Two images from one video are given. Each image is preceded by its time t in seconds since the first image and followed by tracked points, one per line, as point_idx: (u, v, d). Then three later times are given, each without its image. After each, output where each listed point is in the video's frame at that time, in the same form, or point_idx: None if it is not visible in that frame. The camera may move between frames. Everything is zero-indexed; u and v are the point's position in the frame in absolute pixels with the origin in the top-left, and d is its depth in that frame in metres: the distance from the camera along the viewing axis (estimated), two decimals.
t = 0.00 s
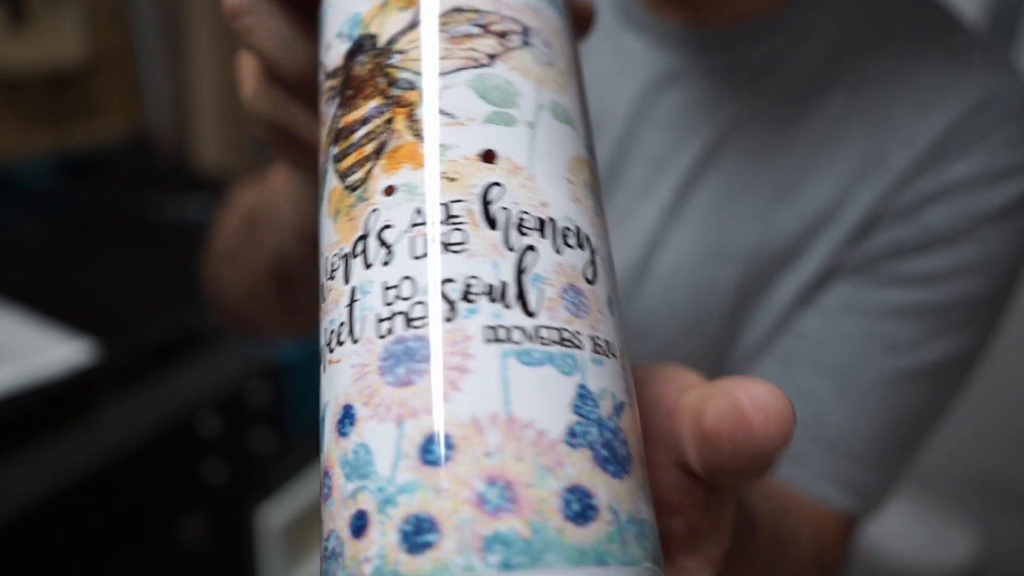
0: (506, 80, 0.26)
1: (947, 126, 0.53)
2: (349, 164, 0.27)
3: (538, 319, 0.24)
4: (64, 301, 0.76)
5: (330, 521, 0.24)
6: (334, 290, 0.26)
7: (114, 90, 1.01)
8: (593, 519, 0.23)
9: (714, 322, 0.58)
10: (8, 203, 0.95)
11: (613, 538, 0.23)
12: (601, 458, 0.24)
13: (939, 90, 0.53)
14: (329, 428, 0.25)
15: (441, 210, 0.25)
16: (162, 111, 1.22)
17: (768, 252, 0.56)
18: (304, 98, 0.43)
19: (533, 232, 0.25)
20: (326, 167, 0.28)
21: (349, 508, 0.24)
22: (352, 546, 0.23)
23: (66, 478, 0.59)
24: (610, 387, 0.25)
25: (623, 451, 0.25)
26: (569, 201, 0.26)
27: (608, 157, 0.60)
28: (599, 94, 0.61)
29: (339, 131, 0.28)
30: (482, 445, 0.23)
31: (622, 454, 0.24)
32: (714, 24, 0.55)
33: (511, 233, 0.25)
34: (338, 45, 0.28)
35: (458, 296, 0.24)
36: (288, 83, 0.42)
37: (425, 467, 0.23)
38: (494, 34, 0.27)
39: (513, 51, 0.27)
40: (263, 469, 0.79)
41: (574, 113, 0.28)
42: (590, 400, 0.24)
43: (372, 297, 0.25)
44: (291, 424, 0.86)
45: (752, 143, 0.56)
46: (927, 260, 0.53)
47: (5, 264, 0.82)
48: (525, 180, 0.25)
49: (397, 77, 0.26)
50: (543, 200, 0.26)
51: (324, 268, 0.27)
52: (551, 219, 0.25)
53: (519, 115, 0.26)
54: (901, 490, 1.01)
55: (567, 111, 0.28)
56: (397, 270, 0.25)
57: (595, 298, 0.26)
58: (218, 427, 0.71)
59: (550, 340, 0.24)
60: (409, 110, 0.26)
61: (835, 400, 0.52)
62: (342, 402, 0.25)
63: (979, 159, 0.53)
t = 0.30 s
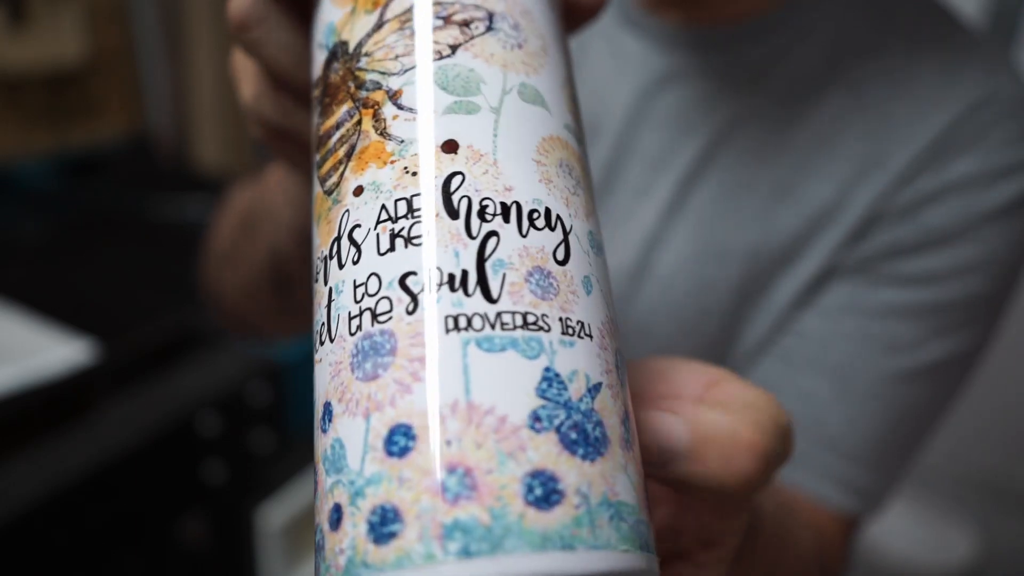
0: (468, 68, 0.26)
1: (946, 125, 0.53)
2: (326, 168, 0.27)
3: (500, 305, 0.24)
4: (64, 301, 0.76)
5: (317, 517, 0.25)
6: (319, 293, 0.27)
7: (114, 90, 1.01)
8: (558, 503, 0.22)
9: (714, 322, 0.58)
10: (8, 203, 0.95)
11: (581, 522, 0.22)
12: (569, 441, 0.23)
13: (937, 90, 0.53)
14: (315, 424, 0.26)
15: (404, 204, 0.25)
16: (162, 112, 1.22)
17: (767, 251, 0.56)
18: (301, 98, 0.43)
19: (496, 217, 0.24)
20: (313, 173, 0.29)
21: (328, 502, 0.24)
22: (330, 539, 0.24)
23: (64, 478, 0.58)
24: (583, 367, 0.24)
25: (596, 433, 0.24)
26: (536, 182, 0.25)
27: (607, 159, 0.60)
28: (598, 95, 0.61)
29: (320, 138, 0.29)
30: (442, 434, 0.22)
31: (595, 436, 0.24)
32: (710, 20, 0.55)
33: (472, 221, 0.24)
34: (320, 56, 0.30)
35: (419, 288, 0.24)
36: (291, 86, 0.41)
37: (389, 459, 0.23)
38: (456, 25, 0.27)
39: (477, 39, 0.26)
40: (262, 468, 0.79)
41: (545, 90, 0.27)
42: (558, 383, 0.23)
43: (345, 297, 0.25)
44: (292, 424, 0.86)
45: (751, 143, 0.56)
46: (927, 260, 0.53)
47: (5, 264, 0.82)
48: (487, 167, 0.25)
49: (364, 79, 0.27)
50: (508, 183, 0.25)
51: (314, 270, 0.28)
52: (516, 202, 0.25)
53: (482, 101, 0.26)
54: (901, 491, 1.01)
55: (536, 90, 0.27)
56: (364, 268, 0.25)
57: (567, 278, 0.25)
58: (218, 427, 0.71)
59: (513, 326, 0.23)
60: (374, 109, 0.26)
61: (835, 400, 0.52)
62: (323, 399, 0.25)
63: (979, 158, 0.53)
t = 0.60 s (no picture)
0: (449, 63, 0.26)
1: (946, 124, 0.53)
2: (315, 169, 0.28)
3: (476, 300, 0.24)
4: (64, 301, 0.76)
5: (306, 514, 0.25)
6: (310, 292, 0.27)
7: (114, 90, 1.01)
8: (531, 497, 0.22)
9: (714, 322, 0.58)
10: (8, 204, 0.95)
11: (555, 515, 0.22)
12: (545, 435, 0.23)
13: (937, 89, 0.53)
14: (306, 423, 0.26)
15: (384, 202, 0.25)
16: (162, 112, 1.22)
17: (767, 251, 0.56)
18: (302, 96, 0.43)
19: (474, 212, 0.24)
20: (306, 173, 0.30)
21: (313, 499, 0.24)
22: (314, 535, 0.24)
23: (65, 478, 0.58)
24: (562, 360, 0.24)
25: (575, 426, 0.23)
26: (516, 175, 0.25)
27: (606, 158, 0.60)
28: (597, 95, 0.61)
29: (310, 139, 0.29)
30: (416, 430, 0.23)
31: (573, 429, 0.23)
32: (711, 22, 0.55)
33: (449, 216, 0.24)
34: (311, 59, 0.30)
35: (397, 285, 0.24)
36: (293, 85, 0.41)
37: (366, 455, 0.23)
38: (438, 20, 0.27)
39: (458, 33, 0.26)
40: (263, 470, 0.78)
41: (530, 81, 0.27)
42: (534, 376, 0.23)
43: (329, 296, 0.25)
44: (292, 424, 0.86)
45: (750, 143, 0.56)
46: (927, 260, 0.53)
47: (5, 264, 0.82)
48: (466, 162, 0.25)
49: (349, 79, 0.27)
50: (487, 177, 0.25)
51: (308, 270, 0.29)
52: (495, 196, 0.25)
53: (462, 96, 0.26)
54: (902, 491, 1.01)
55: (519, 81, 0.27)
56: (346, 267, 0.25)
57: (547, 270, 0.25)
58: (218, 427, 0.71)
59: (489, 320, 0.23)
60: (357, 109, 0.27)
61: (836, 400, 0.52)
62: (311, 398, 0.26)
63: (979, 158, 0.53)
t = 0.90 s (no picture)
0: (431, 58, 0.26)
1: (946, 124, 0.53)
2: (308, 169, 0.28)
3: (451, 295, 0.23)
4: (63, 301, 0.76)
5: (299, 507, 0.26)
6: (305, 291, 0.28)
7: (114, 90, 1.01)
8: (501, 494, 0.22)
9: (713, 322, 0.58)
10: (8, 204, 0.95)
11: (526, 512, 0.22)
12: (518, 431, 0.23)
13: (937, 89, 0.53)
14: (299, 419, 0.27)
15: (366, 200, 0.25)
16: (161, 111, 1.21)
17: (767, 251, 0.56)
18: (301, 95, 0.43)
19: (452, 207, 0.24)
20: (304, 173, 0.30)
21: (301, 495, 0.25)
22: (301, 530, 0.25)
23: (65, 479, 0.58)
24: (540, 353, 0.24)
25: (550, 421, 0.23)
26: (498, 168, 0.25)
27: (605, 157, 0.60)
28: (597, 95, 0.60)
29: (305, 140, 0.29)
30: (389, 427, 0.23)
31: (549, 424, 0.23)
32: (711, 21, 0.55)
33: (427, 212, 0.24)
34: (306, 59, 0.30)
35: (375, 283, 0.24)
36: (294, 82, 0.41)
37: (343, 452, 0.23)
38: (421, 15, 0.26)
39: (442, 27, 0.26)
40: (262, 467, 0.78)
41: (517, 73, 0.26)
42: (509, 371, 0.23)
43: (316, 295, 0.26)
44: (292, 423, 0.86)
45: (749, 142, 0.55)
46: (927, 259, 0.53)
47: (4, 264, 0.82)
48: (445, 156, 0.25)
49: (338, 79, 0.27)
50: (466, 171, 0.25)
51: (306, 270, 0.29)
52: (474, 190, 0.25)
53: (444, 90, 0.25)
54: (902, 491, 1.01)
55: (505, 73, 0.26)
56: (330, 266, 0.25)
57: (526, 263, 0.24)
58: (218, 427, 0.71)
59: (463, 316, 0.23)
60: (344, 109, 0.27)
61: (835, 401, 0.52)
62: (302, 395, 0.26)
63: (978, 157, 0.53)
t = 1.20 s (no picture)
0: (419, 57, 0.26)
1: (945, 124, 0.52)
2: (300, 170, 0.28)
3: (433, 296, 0.23)
4: (63, 301, 0.75)
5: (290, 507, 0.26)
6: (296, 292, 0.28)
7: (114, 90, 1.01)
8: (480, 495, 0.22)
9: (712, 322, 0.58)
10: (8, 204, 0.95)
11: (505, 514, 0.22)
12: (499, 432, 0.23)
13: (937, 89, 0.53)
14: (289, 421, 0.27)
15: (351, 201, 0.25)
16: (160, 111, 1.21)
17: (765, 251, 0.56)
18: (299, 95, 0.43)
19: (435, 207, 0.24)
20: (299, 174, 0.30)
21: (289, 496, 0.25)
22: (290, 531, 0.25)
23: (65, 479, 0.58)
24: (523, 354, 0.23)
25: (532, 422, 0.23)
26: (483, 166, 0.25)
27: (602, 157, 0.60)
28: (597, 95, 0.60)
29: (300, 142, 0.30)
30: (370, 428, 0.23)
31: (530, 425, 0.23)
32: (711, 20, 0.55)
33: (411, 212, 0.24)
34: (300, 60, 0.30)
35: (359, 284, 0.24)
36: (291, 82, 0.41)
37: (326, 453, 0.23)
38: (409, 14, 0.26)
39: (430, 25, 0.26)
40: (263, 467, 0.77)
41: (505, 70, 0.26)
42: (490, 372, 0.23)
43: (304, 297, 0.26)
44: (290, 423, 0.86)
45: (748, 141, 0.55)
46: (927, 259, 0.53)
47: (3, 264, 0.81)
48: (430, 156, 0.25)
49: (328, 80, 0.27)
50: (451, 171, 0.25)
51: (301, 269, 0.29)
52: (458, 189, 0.24)
53: (430, 89, 0.25)
54: (902, 491, 1.01)
55: (492, 70, 0.26)
56: (317, 268, 0.25)
57: (510, 263, 0.24)
58: (217, 427, 0.71)
59: (445, 316, 0.23)
60: (333, 110, 0.27)
61: (835, 401, 0.52)
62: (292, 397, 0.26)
63: (978, 157, 0.53)
